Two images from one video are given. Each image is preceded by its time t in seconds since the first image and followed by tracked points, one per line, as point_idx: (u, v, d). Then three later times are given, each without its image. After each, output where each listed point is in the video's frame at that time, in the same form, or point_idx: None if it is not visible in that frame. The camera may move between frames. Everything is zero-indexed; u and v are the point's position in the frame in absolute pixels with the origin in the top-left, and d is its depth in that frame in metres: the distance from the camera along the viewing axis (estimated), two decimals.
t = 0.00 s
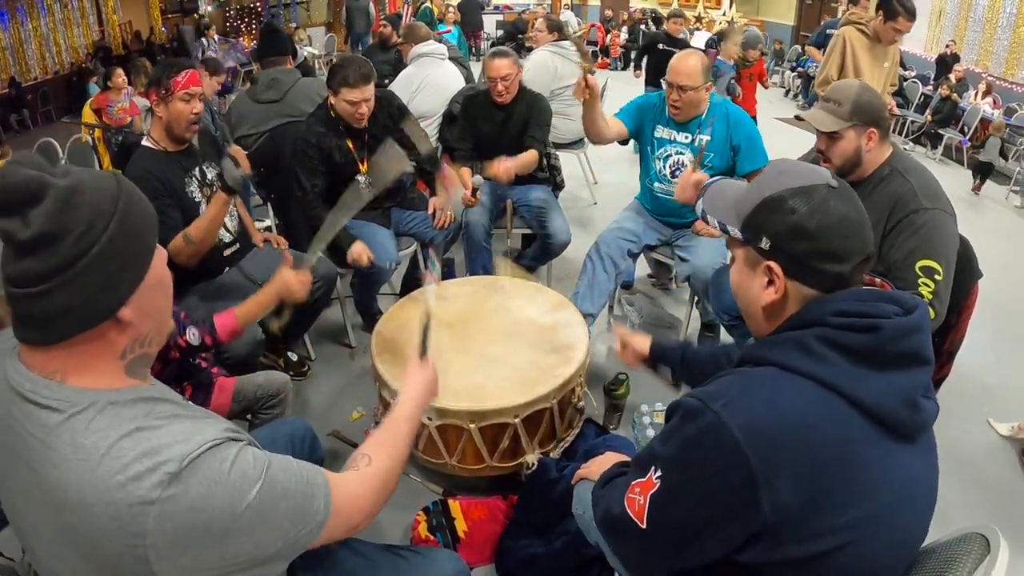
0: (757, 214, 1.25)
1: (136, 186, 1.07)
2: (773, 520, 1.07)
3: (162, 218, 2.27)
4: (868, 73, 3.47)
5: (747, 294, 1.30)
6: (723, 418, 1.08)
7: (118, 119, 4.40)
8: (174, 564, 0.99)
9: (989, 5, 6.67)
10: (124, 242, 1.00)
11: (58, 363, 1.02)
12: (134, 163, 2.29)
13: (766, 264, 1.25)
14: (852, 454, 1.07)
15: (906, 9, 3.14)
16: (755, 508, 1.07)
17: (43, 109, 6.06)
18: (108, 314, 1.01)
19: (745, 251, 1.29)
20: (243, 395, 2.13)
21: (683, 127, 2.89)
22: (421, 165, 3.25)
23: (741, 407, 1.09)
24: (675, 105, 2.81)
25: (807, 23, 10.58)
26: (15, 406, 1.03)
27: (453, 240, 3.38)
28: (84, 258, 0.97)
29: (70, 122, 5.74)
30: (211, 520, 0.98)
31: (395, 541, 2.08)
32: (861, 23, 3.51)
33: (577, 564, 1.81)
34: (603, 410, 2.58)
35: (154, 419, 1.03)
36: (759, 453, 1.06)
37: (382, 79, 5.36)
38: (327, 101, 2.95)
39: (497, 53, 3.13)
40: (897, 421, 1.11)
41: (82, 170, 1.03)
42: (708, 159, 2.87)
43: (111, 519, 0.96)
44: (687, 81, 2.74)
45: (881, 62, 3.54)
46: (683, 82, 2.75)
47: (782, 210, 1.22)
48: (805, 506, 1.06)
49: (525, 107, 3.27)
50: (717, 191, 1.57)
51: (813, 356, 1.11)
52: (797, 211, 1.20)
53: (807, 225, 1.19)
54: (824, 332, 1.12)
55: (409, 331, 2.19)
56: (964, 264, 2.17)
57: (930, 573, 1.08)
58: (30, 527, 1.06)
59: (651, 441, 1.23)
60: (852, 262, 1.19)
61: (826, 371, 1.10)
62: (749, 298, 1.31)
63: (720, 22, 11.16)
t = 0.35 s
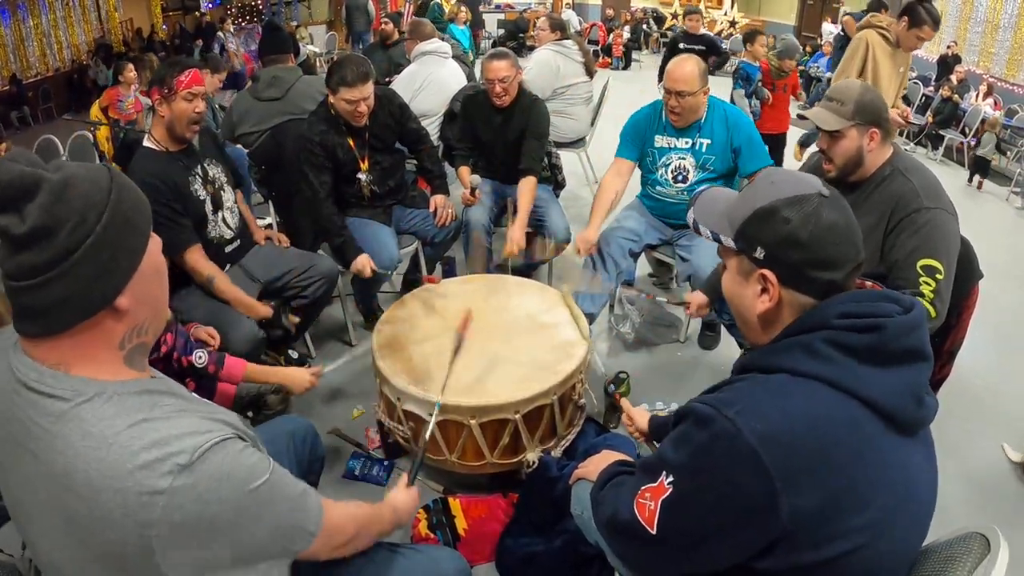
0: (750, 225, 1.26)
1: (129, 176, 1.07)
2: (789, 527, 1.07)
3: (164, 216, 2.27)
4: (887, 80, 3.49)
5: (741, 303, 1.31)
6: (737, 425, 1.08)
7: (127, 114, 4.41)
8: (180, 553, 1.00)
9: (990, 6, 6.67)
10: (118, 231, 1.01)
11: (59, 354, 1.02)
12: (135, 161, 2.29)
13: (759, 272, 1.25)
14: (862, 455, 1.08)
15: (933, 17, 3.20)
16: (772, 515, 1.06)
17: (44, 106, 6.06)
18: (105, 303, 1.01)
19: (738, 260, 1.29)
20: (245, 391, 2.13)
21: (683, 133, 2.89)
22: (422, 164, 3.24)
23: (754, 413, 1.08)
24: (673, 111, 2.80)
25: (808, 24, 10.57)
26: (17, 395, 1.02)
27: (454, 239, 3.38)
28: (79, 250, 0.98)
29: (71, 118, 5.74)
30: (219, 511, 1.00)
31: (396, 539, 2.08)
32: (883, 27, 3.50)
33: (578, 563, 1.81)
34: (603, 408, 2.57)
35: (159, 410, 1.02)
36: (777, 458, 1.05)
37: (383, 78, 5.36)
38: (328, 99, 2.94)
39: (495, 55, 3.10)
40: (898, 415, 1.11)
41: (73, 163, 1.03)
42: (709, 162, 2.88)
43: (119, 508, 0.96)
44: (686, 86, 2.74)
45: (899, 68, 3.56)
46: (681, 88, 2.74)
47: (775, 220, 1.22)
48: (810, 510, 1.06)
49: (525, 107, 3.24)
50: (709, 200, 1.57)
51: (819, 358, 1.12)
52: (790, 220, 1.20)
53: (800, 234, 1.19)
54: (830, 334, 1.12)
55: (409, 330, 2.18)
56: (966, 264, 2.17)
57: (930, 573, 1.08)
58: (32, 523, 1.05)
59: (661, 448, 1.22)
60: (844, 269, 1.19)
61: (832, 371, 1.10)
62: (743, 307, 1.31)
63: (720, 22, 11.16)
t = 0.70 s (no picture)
0: (753, 224, 1.26)
1: (124, 173, 1.07)
2: (781, 530, 1.07)
3: (162, 216, 2.27)
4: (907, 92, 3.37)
5: (741, 303, 1.31)
6: (727, 430, 1.08)
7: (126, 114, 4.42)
8: (162, 542, 0.99)
9: (990, 12, 6.69)
10: (108, 227, 1.00)
11: (46, 345, 1.03)
12: (134, 160, 2.29)
13: (760, 271, 1.25)
14: (854, 460, 1.08)
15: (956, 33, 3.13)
16: (763, 518, 1.07)
17: (44, 105, 6.04)
18: (93, 298, 1.01)
19: (739, 259, 1.30)
20: (245, 391, 2.12)
21: (681, 131, 2.89)
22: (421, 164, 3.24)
23: (744, 417, 1.09)
24: (672, 109, 2.81)
25: (808, 28, 10.57)
26: (7, 387, 1.03)
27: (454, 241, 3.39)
28: (67, 245, 0.98)
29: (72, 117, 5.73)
30: (194, 497, 0.99)
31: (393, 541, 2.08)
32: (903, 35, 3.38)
33: (576, 566, 1.80)
34: (601, 412, 2.59)
35: (141, 401, 1.03)
36: (766, 464, 1.05)
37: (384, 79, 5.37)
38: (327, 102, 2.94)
39: (498, 58, 3.10)
40: (897, 422, 1.11)
41: (71, 161, 1.04)
42: (707, 164, 2.88)
43: (95, 495, 0.96)
44: (685, 85, 2.75)
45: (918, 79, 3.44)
46: (680, 87, 2.75)
47: (777, 219, 1.22)
48: (806, 515, 1.06)
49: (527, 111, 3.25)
50: (712, 201, 1.57)
51: (815, 365, 1.12)
52: (792, 220, 1.20)
53: (801, 234, 1.19)
54: (826, 340, 1.12)
55: (410, 331, 2.19)
56: (965, 269, 2.17)
57: None
58: (24, 520, 1.05)
59: (655, 451, 1.22)
60: (846, 270, 1.19)
61: (828, 378, 1.10)
62: (742, 308, 1.31)
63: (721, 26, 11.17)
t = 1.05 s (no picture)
0: (751, 226, 1.26)
1: (130, 175, 1.07)
2: (786, 533, 1.06)
3: (162, 216, 2.27)
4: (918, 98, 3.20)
5: (740, 305, 1.30)
6: (734, 428, 1.08)
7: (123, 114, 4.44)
8: (161, 540, 0.99)
9: (989, 12, 6.69)
10: (117, 228, 1.01)
11: (52, 342, 1.02)
12: (134, 159, 2.28)
13: (759, 273, 1.24)
14: (857, 459, 1.07)
15: (964, 30, 3.00)
16: (770, 520, 1.06)
17: (42, 104, 6.04)
18: (99, 298, 1.01)
19: (739, 261, 1.29)
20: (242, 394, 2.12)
21: (681, 139, 2.89)
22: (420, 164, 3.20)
23: (752, 417, 1.08)
24: (672, 116, 2.80)
25: (807, 28, 10.57)
26: (11, 380, 1.02)
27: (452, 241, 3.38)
28: (77, 246, 0.98)
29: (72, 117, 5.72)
30: (200, 500, 0.99)
31: (391, 541, 2.07)
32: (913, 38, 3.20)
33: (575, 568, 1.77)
34: (599, 412, 2.58)
35: (149, 399, 1.02)
36: (775, 464, 1.05)
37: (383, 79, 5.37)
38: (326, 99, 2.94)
39: (496, 56, 3.11)
40: (896, 424, 1.11)
41: (76, 160, 1.03)
42: (707, 168, 2.87)
43: (103, 491, 0.96)
44: (683, 91, 2.74)
45: (932, 84, 3.25)
46: (679, 93, 2.74)
47: (775, 221, 1.22)
48: (807, 517, 1.06)
49: (524, 111, 3.22)
50: (712, 207, 1.57)
51: (819, 365, 1.11)
52: (789, 221, 1.20)
53: (800, 234, 1.19)
54: (830, 339, 1.12)
55: (408, 332, 2.18)
56: (964, 270, 2.17)
57: None
58: (24, 518, 1.04)
59: (659, 450, 1.22)
60: (844, 270, 1.19)
61: (833, 377, 1.10)
62: (742, 309, 1.30)
63: (720, 26, 11.18)
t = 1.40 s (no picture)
0: (753, 225, 1.24)
1: (140, 181, 1.07)
2: (786, 530, 1.06)
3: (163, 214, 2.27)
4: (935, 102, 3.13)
5: (742, 303, 1.30)
6: (733, 426, 1.07)
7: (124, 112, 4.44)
8: (150, 532, 0.98)
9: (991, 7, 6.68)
10: (105, 227, 1.00)
11: (39, 336, 1.02)
12: (134, 157, 2.28)
13: (762, 272, 1.24)
14: (859, 457, 1.07)
15: (985, 31, 2.97)
16: (771, 518, 1.06)
17: (44, 103, 6.04)
18: (79, 294, 1.00)
19: (741, 260, 1.28)
20: (244, 392, 2.11)
21: (684, 129, 2.88)
22: (421, 160, 3.22)
23: (752, 416, 1.07)
24: (674, 106, 2.80)
25: (809, 24, 10.55)
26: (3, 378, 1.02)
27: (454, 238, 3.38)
28: (61, 239, 0.98)
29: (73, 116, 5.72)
30: (184, 486, 0.97)
31: (394, 539, 2.07)
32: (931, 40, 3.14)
33: (577, 565, 1.77)
34: (603, 408, 2.58)
35: (134, 392, 1.02)
36: (771, 462, 1.05)
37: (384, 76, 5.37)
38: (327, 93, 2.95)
39: (500, 51, 3.10)
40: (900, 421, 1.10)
41: (84, 162, 1.04)
42: (708, 161, 2.87)
43: (86, 483, 0.96)
44: (686, 81, 2.73)
45: (948, 86, 3.19)
46: (681, 83, 2.74)
47: (781, 219, 1.21)
48: (810, 515, 1.05)
49: (527, 110, 3.23)
50: (714, 194, 1.54)
51: (820, 363, 1.11)
52: (795, 219, 1.19)
53: (806, 233, 1.18)
54: (832, 338, 1.11)
55: (409, 330, 2.17)
56: (967, 266, 2.16)
57: None
58: (21, 517, 1.03)
59: (659, 448, 1.21)
60: (848, 270, 1.19)
61: (835, 375, 1.09)
62: (744, 307, 1.30)
63: (721, 23, 11.16)
